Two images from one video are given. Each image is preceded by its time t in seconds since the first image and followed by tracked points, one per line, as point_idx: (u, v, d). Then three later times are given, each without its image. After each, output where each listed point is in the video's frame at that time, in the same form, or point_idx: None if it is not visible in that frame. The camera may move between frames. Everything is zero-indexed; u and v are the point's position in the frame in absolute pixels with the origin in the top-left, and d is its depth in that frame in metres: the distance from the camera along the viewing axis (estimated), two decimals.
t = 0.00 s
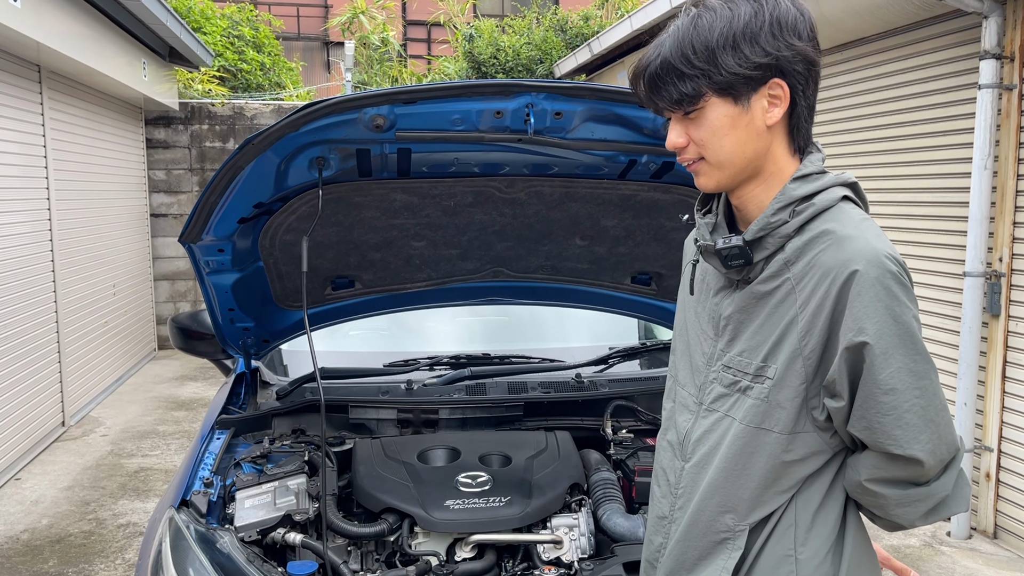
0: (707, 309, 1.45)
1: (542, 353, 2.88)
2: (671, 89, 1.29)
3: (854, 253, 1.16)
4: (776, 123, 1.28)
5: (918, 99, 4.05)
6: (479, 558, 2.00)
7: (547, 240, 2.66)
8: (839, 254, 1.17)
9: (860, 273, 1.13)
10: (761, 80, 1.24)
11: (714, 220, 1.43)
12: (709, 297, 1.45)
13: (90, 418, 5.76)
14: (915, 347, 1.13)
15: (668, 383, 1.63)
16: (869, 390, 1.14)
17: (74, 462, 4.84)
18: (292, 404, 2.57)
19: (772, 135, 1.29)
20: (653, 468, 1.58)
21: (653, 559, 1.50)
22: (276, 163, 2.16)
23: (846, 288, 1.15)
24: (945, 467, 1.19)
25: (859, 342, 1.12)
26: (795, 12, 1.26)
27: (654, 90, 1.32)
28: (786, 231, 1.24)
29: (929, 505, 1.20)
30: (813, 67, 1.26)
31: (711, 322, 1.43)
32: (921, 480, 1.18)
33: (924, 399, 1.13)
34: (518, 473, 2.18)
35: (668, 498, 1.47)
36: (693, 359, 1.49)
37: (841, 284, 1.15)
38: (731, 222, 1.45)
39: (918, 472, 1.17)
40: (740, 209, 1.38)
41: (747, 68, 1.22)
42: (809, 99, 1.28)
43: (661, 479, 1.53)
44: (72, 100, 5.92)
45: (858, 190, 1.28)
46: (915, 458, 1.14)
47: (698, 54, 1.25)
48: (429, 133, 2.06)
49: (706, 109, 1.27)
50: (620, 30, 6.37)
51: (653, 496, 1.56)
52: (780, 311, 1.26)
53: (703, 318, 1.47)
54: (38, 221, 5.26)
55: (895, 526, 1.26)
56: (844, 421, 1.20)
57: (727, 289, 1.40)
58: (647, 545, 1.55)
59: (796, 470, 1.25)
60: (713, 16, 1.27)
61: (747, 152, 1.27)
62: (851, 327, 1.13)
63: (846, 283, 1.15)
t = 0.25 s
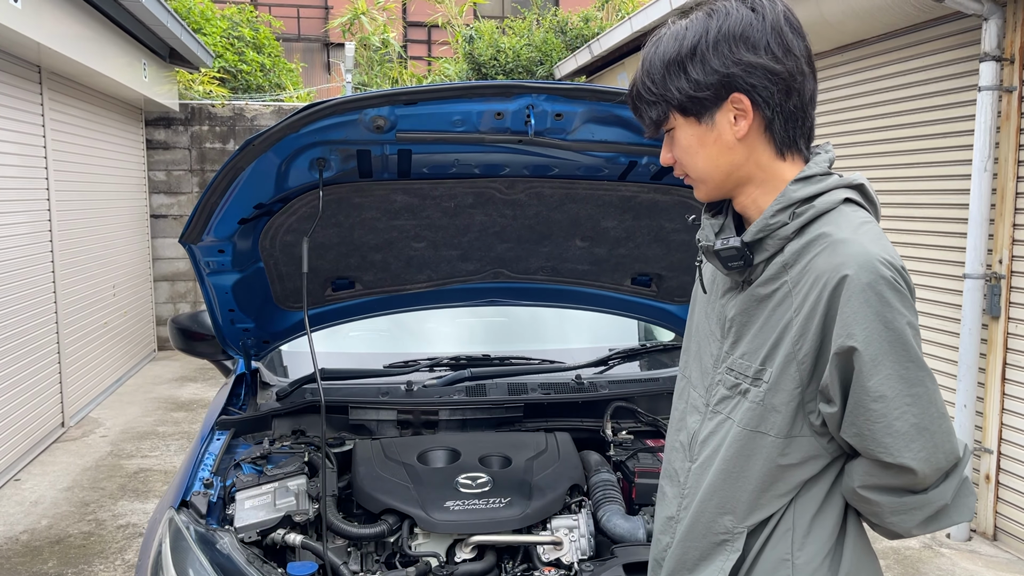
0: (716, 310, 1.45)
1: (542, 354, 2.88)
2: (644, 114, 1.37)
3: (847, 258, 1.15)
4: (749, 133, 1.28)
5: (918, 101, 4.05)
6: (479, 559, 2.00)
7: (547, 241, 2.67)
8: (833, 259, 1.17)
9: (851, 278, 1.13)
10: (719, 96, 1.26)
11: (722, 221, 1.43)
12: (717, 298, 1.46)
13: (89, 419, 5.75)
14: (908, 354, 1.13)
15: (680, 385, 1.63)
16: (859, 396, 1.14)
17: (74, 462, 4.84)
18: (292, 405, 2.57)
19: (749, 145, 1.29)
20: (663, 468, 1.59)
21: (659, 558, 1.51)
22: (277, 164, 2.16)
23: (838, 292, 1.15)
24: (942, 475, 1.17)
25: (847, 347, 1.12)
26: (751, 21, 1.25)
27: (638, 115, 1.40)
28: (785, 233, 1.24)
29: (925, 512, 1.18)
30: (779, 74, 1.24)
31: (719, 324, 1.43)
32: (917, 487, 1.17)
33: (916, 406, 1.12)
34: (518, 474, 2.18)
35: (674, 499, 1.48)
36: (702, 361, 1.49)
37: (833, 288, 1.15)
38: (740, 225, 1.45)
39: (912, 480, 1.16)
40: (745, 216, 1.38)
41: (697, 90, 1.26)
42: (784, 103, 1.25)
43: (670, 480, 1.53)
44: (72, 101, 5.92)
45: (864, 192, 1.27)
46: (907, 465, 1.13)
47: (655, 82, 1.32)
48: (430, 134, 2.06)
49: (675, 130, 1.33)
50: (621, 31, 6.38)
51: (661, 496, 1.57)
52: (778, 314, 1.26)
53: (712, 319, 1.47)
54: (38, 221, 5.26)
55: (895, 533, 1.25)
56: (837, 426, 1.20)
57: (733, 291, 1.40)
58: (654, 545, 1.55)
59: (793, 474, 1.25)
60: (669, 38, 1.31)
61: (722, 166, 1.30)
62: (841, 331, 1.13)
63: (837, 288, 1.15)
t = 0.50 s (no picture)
0: (717, 313, 1.45)
1: (542, 356, 2.88)
2: (641, 119, 1.37)
3: (857, 262, 1.16)
4: (745, 137, 1.29)
5: (918, 103, 4.06)
6: (479, 560, 2.00)
7: (548, 243, 2.67)
8: (844, 263, 1.17)
9: (862, 282, 1.14)
10: (716, 100, 1.26)
11: (722, 224, 1.44)
12: (719, 301, 1.46)
13: (89, 420, 5.75)
14: (919, 357, 1.13)
15: (679, 387, 1.63)
16: (871, 400, 1.14)
17: (74, 463, 4.84)
18: (292, 406, 2.58)
19: (746, 149, 1.29)
20: (664, 472, 1.59)
21: (664, 561, 1.50)
22: (278, 166, 2.16)
23: (849, 297, 1.15)
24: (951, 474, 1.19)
25: (860, 352, 1.13)
26: (744, 25, 1.26)
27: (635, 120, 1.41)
28: (791, 237, 1.25)
29: (933, 513, 1.20)
30: (775, 78, 1.24)
31: (721, 328, 1.43)
32: (926, 488, 1.18)
33: (927, 409, 1.13)
34: (518, 476, 2.18)
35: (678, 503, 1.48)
36: (704, 364, 1.49)
37: (845, 293, 1.16)
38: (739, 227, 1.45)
39: (921, 481, 1.17)
40: (746, 219, 1.39)
41: (693, 94, 1.27)
42: (780, 106, 1.26)
43: (673, 483, 1.53)
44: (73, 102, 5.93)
45: (866, 195, 1.27)
46: (918, 467, 1.14)
47: (651, 87, 1.32)
48: (431, 136, 2.07)
49: (672, 134, 1.33)
50: (621, 33, 6.39)
51: (664, 500, 1.57)
52: (785, 318, 1.26)
53: (713, 322, 1.48)
54: (38, 222, 5.26)
55: (901, 533, 1.26)
56: (848, 430, 1.20)
57: (735, 294, 1.40)
58: (657, 548, 1.55)
59: (802, 477, 1.26)
60: (664, 44, 1.32)
61: (720, 170, 1.31)
62: (853, 336, 1.14)
63: (848, 292, 1.15)
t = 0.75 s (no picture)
0: (713, 315, 1.45)
1: (542, 356, 2.88)
2: (639, 118, 1.36)
3: (861, 261, 1.16)
4: (745, 138, 1.29)
5: (917, 104, 4.06)
6: (479, 561, 2.00)
7: (547, 244, 2.67)
8: (847, 263, 1.17)
9: (867, 282, 1.14)
10: (716, 100, 1.26)
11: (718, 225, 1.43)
12: (714, 302, 1.45)
13: (88, 421, 5.75)
14: (922, 355, 1.14)
15: (673, 389, 1.62)
16: (877, 398, 1.14)
17: (73, 464, 4.83)
18: (292, 407, 2.57)
19: (745, 150, 1.29)
20: (660, 474, 1.58)
21: (663, 564, 1.49)
22: (277, 167, 2.16)
23: (854, 297, 1.15)
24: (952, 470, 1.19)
25: (867, 352, 1.13)
26: (744, 26, 1.25)
27: (631, 120, 1.40)
28: (793, 238, 1.24)
29: (935, 509, 1.20)
30: (775, 79, 1.24)
31: (718, 329, 1.43)
32: (928, 484, 1.19)
33: (931, 407, 1.14)
34: (517, 477, 2.18)
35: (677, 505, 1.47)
36: (700, 366, 1.49)
37: (850, 292, 1.15)
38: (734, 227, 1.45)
39: (924, 478, 1.18)
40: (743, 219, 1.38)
41: (693, 94, 1.26)
42: (779, 109, 1.26)
43: (670, 486, 1.53)
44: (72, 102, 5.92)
45: (863, 194, 1.28)
46: (923, 465, 1.15)
47: (650, 87, 1.32)
48: (430, 136, 2.07)
49: (671, 135, 1.33)
50: (621, 34, 6.39)
51: (660, 502, 1.56)
52: (787, 319, 1.26)
53: (709, 324, 1.47)
54: (38, 223, 5.26)
55: (903, 530, 1.27)
56: (852, 429, 1.20)
57: (732, 295, 1.40)
58: (655, 550, 1.54)
59: (806, 477, 1.25)
60: (664, 43, 1.31)
61: (718, 171, 1.30)
62: (860, 335, 1.14)
63: (852, 292, 1.15)
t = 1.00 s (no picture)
0: (709, 317, 1.45)
1: (542, 357, 2.88)
2: (631, 123, 1.35)
3: (857, 262, 1.16)
4: (746, 136, 1.29)
5: (917, 105, 4.06)
6: (478, 562, 2.00)
7: (547, 245, 2.67)
8: (844, 263, 1.17)
9: (863, 282, 1.14)
10: (717, 100, 1.25)
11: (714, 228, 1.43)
12: (710, 305, 1.45)
13: (88, 422, 5.74)
14: (918, 355, 1.14)
15: (669, 391, 1.62)
16: (873, 398, 1.14)
17: (73, 466, 4.83)
18: (291, 408, 2.57)
19: (745, 150, 1.29)
20: (656, 476, 1.58)
21: (659, 567, 1.49)
22: (276, 168, 2.16)
23: (851, 297, 1.15)
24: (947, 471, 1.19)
25: (864, 352, 1.13)
26: (739, 26, 1.26)
27: (626, 126, 1.38)
28: (788, 239, 1.24)
29: (930, 509, 1.20)
30: (773, 77, 1.25)
31: (713, 331, 1.43)
32: (924, 485, 1.19)
33: (927, 407, 1.14)
34: (517, 478, 2.18)
35: (673, 507, 1.47)
36: (696, 368, 1.49)
37: (846, 293, 1.15)
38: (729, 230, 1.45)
39: (920, 478, 1.17)
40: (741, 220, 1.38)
41: (694, 95, 1.25)
42: (777, 106, 1.27)
43: (665, 488, 1.52)
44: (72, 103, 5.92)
45: (858, 196, 1.28)
46: (919, 464, 1.14)
47: (647, 90, 1.30)
48: (430, 137, 2.06)
49: (670, 138, 1.31)
50: (621, 35, 6.39)
51: (656, 504, 1.56)
52: (783, 320, 1.26)
53: (705, 326, 1.47)
54: (38, 224, 5.26)
55: (899, 531, 1.27)
56: (848, 429, 1.20)
57: (728, 298, 1.39)
58: (650, 552, 1.54)
59: (802, 478, 1.25)
60: (658, 45, 1.31)
61: (720, 171, 1.30)
62: (856, 335, 1.14)
63: (849, 293, 1.15)
